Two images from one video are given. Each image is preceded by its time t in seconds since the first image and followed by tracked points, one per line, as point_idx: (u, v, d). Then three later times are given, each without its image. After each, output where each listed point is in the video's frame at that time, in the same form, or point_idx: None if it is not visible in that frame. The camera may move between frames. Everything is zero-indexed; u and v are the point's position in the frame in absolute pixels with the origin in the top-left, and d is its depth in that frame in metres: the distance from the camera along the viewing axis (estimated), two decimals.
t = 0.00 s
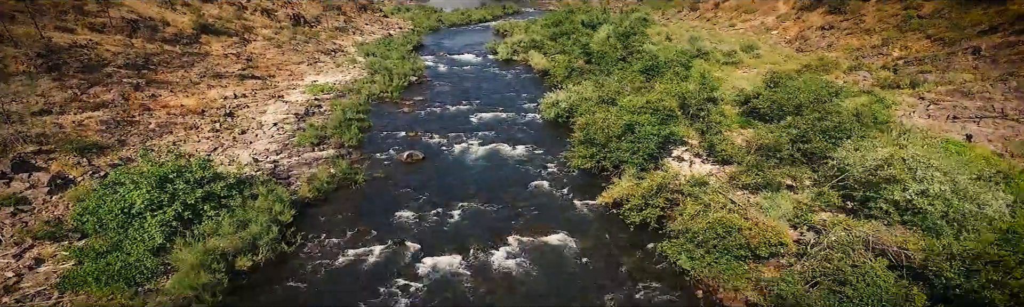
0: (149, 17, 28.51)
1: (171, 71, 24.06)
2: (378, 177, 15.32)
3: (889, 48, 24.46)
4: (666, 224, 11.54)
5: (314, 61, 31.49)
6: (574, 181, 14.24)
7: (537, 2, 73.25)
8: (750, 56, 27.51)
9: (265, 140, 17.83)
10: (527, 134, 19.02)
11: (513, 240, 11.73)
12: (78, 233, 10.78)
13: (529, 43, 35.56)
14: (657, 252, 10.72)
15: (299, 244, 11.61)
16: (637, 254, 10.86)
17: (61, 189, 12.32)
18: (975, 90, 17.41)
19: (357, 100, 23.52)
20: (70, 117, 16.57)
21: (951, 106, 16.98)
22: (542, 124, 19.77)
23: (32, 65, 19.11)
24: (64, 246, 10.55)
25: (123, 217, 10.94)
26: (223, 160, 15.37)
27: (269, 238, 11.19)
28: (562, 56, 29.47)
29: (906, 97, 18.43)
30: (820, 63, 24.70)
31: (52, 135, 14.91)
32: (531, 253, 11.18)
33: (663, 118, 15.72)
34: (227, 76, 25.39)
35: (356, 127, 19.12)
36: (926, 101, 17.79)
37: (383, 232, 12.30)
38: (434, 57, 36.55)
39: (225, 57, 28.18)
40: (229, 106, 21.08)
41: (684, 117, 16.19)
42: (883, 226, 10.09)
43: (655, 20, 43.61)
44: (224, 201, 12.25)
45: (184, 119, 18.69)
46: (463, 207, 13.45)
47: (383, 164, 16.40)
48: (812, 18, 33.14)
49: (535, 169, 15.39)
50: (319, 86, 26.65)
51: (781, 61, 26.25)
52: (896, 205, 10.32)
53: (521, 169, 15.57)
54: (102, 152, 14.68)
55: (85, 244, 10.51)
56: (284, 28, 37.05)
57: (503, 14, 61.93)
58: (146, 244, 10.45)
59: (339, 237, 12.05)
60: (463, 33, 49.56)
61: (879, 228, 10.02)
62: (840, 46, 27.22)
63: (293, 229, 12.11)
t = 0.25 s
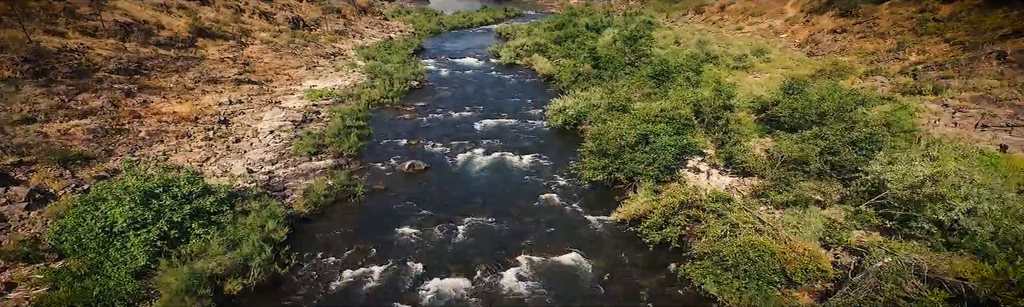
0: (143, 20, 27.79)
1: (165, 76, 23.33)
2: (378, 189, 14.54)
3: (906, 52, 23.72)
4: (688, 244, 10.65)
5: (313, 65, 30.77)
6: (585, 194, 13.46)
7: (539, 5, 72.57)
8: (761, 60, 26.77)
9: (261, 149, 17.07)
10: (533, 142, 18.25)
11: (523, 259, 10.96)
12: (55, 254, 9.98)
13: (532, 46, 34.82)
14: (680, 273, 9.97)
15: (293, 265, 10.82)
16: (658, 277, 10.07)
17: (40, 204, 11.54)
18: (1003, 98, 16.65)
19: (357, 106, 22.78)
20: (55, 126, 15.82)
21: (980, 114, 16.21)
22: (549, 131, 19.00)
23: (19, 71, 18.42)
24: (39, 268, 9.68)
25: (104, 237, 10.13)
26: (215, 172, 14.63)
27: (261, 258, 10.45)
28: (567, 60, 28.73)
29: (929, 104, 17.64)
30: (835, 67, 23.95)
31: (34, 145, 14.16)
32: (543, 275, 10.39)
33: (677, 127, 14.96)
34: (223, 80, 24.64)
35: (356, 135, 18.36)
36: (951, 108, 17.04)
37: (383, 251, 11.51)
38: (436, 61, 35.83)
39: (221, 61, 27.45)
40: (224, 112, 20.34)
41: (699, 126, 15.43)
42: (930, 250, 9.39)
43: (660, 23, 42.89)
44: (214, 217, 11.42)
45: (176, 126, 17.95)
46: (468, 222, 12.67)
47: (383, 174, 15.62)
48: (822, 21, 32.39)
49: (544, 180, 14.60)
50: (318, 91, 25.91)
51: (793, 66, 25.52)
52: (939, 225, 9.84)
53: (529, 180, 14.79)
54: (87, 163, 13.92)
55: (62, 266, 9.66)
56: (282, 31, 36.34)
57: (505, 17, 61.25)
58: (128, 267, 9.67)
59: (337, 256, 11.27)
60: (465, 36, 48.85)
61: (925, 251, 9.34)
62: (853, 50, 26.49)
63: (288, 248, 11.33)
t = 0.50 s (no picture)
0: (137, 23, 27.10)
1: (158, 80, 22.63)
2: (378, 201, 13.81)
3: (922, 56, 23.02)
4: (716, 269, 9.97)
5: (312, 69, 30.09)
6: (597, 208, 12.74)
7: (541, 7, 71.98)
8: (771, 64, 26.09)
9: (255, 158, 16.35)
10: (539, 150, 17.53)
11: (533, 280, 10.24)
12: (29, 276, 9.16)
13: (535, 50, 34.13)
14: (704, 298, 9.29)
15: (287, 287, 10.09)
16: (680, 301, 9.35)
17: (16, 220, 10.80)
18: None
19: (356, 112, 22.09)
20: (39, 134, 15.11)
21: (1007, 121, 15.50)
22: (555, 139, 18.29)
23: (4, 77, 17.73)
24: (10, 291, 8.84)
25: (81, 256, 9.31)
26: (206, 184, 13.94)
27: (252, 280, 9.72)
28: (572, 65, 28.03)
29: (952, 110, 16.91)
30: (849, 71, 23.26)
31: (15, 155, 13.43)
32: (556, 298, 9.66)
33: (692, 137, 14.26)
34: (218, 85, 23.93)
35: (354, 143, 17.65)
36: (976, 115, 16.34)
37: (383, 270, 10.78)
38: (437, 64, 35.15)
39: (217, 66, 26.77)
40: (218, 119, 19.64)
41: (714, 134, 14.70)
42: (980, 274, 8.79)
43: (664, 25, 42.26)
44: (202, 235, 10.65)
45: (168, 134, 17.23)
46: (473, 238, 11.94)
47: (383, 185, 14.90)
48: (831, 24, 31.72)
49: (552, 192, 13.88)
50: (316, 96, 25.18)
51: (805, 70, 24.85)
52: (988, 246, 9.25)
53: (537, 192, 14.06)
54: (70, 174, 13.19)
55: (35, 289, 8.84)
56: (280, 34, 35.68)
57: (506, 19, 60.62)
58: (106, 289, 8.93)
59: (335, 276, 10.55)
60: (466, 38, 48.22)
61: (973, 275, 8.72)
62: (866, 54, 25.81)
63: (282, 268, 10.60)
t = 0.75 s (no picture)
0: (130, 26, 26.37)
1: (150, 85, 21.88)
2: (378, 216, 13.00)
3: (940, 60, 22.26)
4: (743, 295, 9.26)
5: (310, 73, 29.37)
6: (610, 224, 11.97)
7: (542, 10, 71.35)
8: (782, 68, 25.36)
9: (248, 168, 15.58)
10: (546, 160, 16.76)
11: None
12: None
13: (539, 54, 33.39)
14: None
15: None
16: None
17: None
18: None
19: (355, 118, 21.33)
20: (20, 144, 14.35)
21: None
22: (563, 148, 17.52)
23: None
24: None
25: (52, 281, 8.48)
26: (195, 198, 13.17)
27: None
28: (578, 69, 27.29)
29: (979, 117, 16.13)
30: (864, 76, 22.51)
31: None
32: None
33: (709, 149, 13.52)
34: (212, 91, 23.16)
35: (353, 153, 16.91)
36: (1005, 122, 15.56)
37: (383, 294, 10.00)
38: (438, 68, 34.43)
39: (212, 70, 26.01)
40: (211, 126, 18.87)
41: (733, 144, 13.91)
42: None
43: (670, 28, 41.53)
44: (187, 256, 9.85)
45: (157, 142, 16.47)
46: (479, 257, 11.17)
47: (383, 198, 14.12)
48: (842, 28, 30.97)
49: (562, 206, 13.10)
50: (314, 101, 24.42)
51: (818, 75, 24.11)
52: None
53: (546, 205, 13.29)
54: (50, 188, 12.42)
55: None
56: (278, 38, 34.95)
57: (508, 22, 59.93)
58: None
59: (330, 301, 9.78)
60: (468, 41, 47.51)
61: None
62: (880, 58, 25.06)
63: (272, 293, 9.82)
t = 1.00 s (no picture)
0: (122, 29, 25.67)
1: (142, 90, 21.19)
2: (378, 231, 12.27)
3: (958, 65, 21.58)
4: None
5: (308, 77, 28.68)
6: (624, 240, 11.27)
7: (544, 12, 70.66)
8: (794, 72, 24.67)
9: (241, 179, 14.86)
10: (554, 169, 16.06)
11: None
12: None
13: (542, 57, 32.69)
14: None
15: None
16: None
17: None
18: None
19: (353, 125, 20.62)
20: None
21: None
22: (571, 156, 16.80)
23: None
24: None
25: None
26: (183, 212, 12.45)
27: None
28: (582, 73, 26.58)
29: (1006, 125, 15.42)
30: (880, 80, 21.82)
31: None
32: None
33: (728, 161, 12.85)
34: (207, 96, 22.44)
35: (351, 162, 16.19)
36: None
37: None
38: (439, 72, 33.75)
39: (207, 75, 25.30)
40: (204, 133, 18.15)
41: (752, 154, 13.23)
42: None
43: (674, 31, 40.87)
44: (170, 279, 9.14)
45: (146, 151, 15.75)
46: (485, 277, 10.46)
47: (382, 210, 13.41)
48: (853, 30, 30.26)
49: (571, 220, 12.39)
50: (312, 107, 23.72)
51: (830, 80, 23.43)
52: None
53: (554, 218, 12.58)
54: (28, 202, 11.68)
55: None
56: (276, 41, 34.25)
57: (509, 24, 59.29)
58: None
59: None
60: (469, 44, 46.85)
61: None
62: (894, 62, 24.38)
63: None
